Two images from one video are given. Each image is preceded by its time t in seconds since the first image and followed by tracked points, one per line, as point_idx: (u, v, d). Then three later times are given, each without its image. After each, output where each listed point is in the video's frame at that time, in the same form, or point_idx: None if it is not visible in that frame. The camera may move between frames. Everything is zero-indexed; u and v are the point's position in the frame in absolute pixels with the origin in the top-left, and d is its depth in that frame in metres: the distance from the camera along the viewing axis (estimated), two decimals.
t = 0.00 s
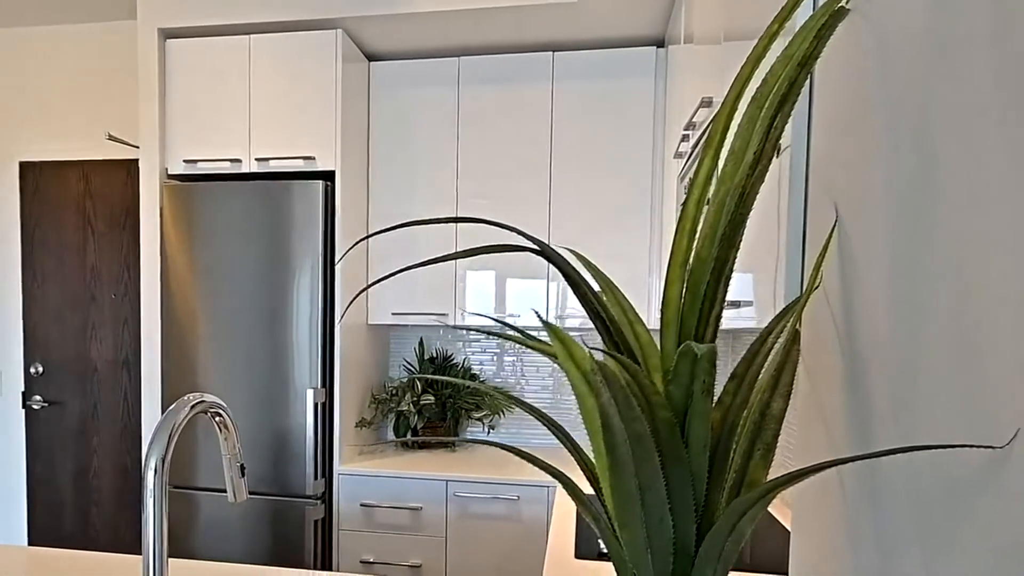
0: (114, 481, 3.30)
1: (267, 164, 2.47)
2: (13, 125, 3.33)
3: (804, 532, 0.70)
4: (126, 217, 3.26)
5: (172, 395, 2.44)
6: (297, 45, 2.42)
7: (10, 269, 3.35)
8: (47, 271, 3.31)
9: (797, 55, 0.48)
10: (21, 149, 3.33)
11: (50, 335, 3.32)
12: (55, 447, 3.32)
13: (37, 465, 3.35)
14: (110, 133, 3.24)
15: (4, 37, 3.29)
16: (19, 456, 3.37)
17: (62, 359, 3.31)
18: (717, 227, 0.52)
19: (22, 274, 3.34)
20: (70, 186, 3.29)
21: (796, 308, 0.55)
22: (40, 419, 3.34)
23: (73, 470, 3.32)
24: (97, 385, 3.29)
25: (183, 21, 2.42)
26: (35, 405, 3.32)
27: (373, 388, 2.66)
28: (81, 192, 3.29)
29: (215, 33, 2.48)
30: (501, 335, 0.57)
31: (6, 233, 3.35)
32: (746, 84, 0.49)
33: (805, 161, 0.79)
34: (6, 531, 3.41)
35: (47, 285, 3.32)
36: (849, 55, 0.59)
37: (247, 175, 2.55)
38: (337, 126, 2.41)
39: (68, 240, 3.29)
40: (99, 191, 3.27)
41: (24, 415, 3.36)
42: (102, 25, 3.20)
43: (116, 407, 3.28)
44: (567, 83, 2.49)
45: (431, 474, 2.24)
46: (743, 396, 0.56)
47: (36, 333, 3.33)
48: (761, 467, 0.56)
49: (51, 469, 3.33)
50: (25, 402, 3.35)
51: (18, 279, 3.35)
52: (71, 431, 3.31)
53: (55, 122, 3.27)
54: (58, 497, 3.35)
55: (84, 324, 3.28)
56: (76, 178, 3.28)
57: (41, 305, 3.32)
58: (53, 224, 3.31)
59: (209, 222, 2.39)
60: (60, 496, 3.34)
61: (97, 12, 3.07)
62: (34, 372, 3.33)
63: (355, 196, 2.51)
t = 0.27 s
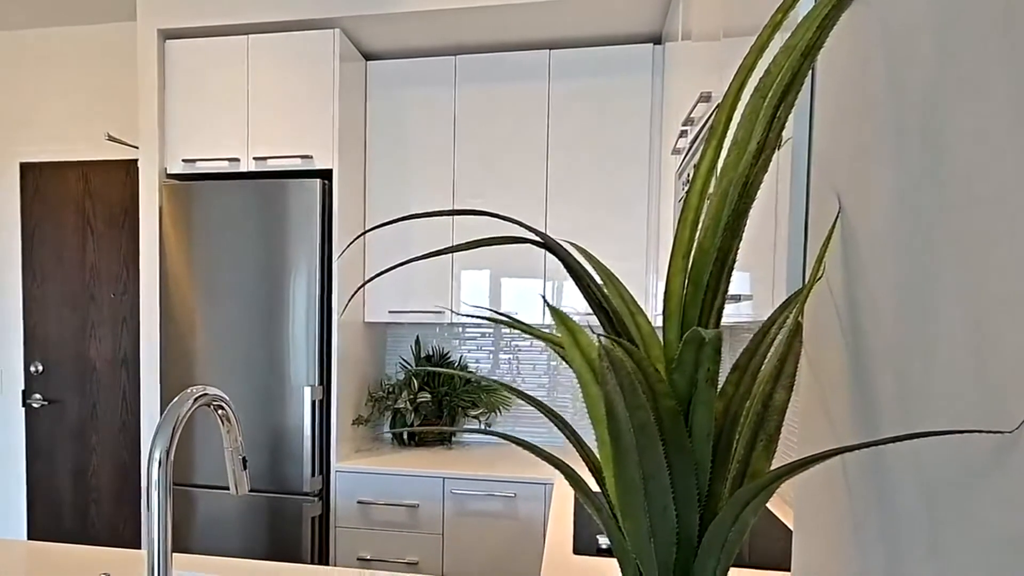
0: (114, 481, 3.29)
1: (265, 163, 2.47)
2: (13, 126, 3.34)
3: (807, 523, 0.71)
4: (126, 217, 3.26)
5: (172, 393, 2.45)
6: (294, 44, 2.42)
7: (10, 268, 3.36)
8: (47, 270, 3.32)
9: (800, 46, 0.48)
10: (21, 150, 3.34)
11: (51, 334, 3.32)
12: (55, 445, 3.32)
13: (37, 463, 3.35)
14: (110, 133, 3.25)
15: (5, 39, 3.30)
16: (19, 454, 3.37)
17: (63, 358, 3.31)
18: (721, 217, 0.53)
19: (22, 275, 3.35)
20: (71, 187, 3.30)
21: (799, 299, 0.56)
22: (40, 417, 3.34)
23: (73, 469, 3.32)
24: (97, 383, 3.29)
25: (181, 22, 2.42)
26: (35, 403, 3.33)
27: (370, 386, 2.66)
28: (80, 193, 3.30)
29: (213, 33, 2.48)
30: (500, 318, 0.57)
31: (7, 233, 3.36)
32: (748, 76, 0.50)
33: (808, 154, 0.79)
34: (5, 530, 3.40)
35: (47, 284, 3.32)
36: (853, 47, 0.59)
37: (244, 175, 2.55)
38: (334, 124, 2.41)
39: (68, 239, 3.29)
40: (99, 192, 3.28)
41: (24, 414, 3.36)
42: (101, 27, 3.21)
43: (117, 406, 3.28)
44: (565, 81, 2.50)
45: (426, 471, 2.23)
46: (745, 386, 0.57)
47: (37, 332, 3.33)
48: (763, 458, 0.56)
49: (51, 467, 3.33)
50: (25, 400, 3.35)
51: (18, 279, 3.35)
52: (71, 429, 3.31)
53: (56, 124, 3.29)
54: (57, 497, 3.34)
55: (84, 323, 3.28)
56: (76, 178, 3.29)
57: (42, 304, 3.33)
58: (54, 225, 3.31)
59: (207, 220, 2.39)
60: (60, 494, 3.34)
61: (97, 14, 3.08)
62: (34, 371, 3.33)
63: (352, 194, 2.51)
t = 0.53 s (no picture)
0: (113, 480, 3.29)
1: (263, 162, 2.47)
2: (14, 127, 3.36)
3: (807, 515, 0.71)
4: (124, 217, 3.26)
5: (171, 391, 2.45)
6: (291, 42, 2.41)
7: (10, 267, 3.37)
8: (47, 269, 3.33)
9: (801, 35, 0.48)
10: (21, 151, 3.35)
11: (51, 333, 3.32)
12: (55, 444, 3.32)
13: (37, 462, 3.35)
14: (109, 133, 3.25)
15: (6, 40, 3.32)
16: (19, 453, 3.37)
17: (62, 357, 3.31)
18: (722, 206, 0.53)
19: (23, 275, 3.36)
20: (70, 187, 3.30)
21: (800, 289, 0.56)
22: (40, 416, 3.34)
23: (72, 469, 3.32)
24: (97, 382, 3.29)
25: (180, 21, 2.43)
26: (35, 401, 3.33)
27: (367, 384, 2.65)
28: (80, 192, 3.30)
29: (211, 33, 2.48)
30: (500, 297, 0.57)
31: (8, 233, 3.37)
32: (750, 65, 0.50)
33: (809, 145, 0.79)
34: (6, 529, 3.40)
35: (48, 283, 3.33)
36: (855, 37, 0.59)
37: (242, 173, 2.55)
38: (332, 122, 2.40)
39: (68, 239, 3.30)
40: (98, 191, 3.28)
41: (24, 412, 3.36)
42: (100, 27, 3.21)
43: (116, 405, 3.28)
44: (562, 78, 2.50)
45: (423, 468, 2.22)
46: (746, 376, 0.57)
47: (37, 331, 3.33)
48: (764, 448, 0.56)
49: (51, 465, 3.33)
50: (26, 399, 3.35)
51: (18, 279, 3.37)
52: (71, 427, 3.31)
53: (55, 125, 3.30)
54: (57, 496, 3.34)
55: (83, 322, 3.28)
56: (76, 178, 3.29)
57: (42, 303, 3.33)
58: (54, 225, 3.32)
59: (205, 218, 2.39)
60: (60, 493, 3.33)
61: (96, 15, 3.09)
62: (34, 369, 3.33)
63: (350, 192, 2.51)
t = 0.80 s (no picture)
0: (112, 479, 3.28)
1: (262, 160, 2.47)
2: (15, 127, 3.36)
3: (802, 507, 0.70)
4: (123, 216, 3.27)
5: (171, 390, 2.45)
6: (289, 40, 2.41)
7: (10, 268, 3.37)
8: (47, 268, 3.33)
9: (802, 24, 0.48)
10: (20, 151, 3.35)
11: (50, 332, 3.32)
12: (54, 442, 3.32)
13: (37, 461, 3.35)
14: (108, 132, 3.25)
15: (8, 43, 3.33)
16: (19, 452, 3.37)
17: (62, 355, 3.31)
18: (723, 195, 0.53)
19: (23, 275, 3.35)
20: (69, 187, 3.31)
21: (802, 279, 0.56)
22: (40, 414, 3.34)
23: (71, 467, 3.32)
24: (96, 380, 3.28)
25: (178, 21, 2.43)
26: (35, 400, 3.33)
27: (365, 382, 2.65)
28: (80, 192, 3.31)
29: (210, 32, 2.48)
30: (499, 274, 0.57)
31: (8, 232, 3.37)
32: (751, 53, 0.50)
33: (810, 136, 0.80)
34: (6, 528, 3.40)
35: (47, 282, 3.33)
36: (854, 25, 0.59)
37: (241, 172, 2.55)
38: (329, 120, 2.40)
39: (67, 238, 3.30)
40: (97, 191, 3.29)
41: (25, 410, 3.36)
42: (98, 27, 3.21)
43: (115, 403, 3.27)
44: (560, 76, 2.49)
45: (421, 465, 2.22)
46: (748, 366, 0.57)
47: (37, 331, 3.33)
48: (766, 438, 0.56)
49: (51, 464, 3.33)
50: (26, 397, 3.35)
51: (18, 279, 3.37)
52: (71, 426, 3.31)
53: (54, 125, 3.30)
54: (57, 496, 3.33)
55: (83, 321, 3.28)
56: (76, 178, 3.30)
57: (41, 302, 3.33)
58: (55, 226, 3.32)
59: (203, 216, 2.40)
60: (60, 491, 3.33)
61: (95, 15, 3.09)
62: (34, 368, 3.33)
63: (347, 190, 2.51)
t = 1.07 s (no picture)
0: (112, 475, 3.28)
1: (260, 156, 2.47)
2: (15, 125, 3.36)
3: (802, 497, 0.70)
4: (123, 213, 3.26)
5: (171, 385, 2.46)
6: (287, 35, 2.40)
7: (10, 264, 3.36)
8: (46, 264, 3.33)
9: (807, 11, 0.48)
10: (20, 149, 3.35)
11: (50, 328, 3.32)
12: (54, 438, 3.31)
13: (37, 456, 3.35)
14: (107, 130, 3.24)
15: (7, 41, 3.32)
16: (20, 448, 3.37)
17: (62, 351, 3.30)
18: (725, 184, 0.53)
19: (22, 271, 3.35)
20: (69, 184, 3.30)
21: (805, 268, 0.55)
22: (41, 410, 3.34)
23: (71, 463, 3.31)
24: (96, 376, 3.28)
25: (178, 18, 2.42)
26: (36, 395, 3.32)
27: (363, 378, 2.65)
28: (80, 189, 3.30)
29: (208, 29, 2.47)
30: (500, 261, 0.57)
31: (9, 229, 3.37)
32: (755, 40, 0.50)
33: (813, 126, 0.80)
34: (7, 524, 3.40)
35: (47, 278, 3.33)
36: (857, 12, 0.59)
37: (240, 168, 2.54)
38: (327, 116, 2.40)
39: (67, 235, 3.30)
40: (97, 188, 3.28)
41: (25, 406, 3.35)
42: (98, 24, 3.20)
43: (114, 399, 3.27)
44: (558, 71, 2.49)
45: (418, 460, 2.21)
46: (750, 355, 0.56)
47: (37, 327, 3.33)
48: (768, 429, 0.56)
49: (51, 460, 3.32)
50: (27, 393, 3.34)
51: (17, 275, 3.36)
52: (71, 422, 3.30)
53: (53, 122, 3.29)
54: (57, 491, 3.33)
55: (82, 317, 3.28)
56: (75, 175, 3.29)
57: (41, 298, 3.33)
58: (54, 222, 3.32)
59: (201, 212, 2.39)
60: (60, 487, 3.33)
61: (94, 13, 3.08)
62: (34, 364, 3.32)
63: (345, 186, 2.50)
